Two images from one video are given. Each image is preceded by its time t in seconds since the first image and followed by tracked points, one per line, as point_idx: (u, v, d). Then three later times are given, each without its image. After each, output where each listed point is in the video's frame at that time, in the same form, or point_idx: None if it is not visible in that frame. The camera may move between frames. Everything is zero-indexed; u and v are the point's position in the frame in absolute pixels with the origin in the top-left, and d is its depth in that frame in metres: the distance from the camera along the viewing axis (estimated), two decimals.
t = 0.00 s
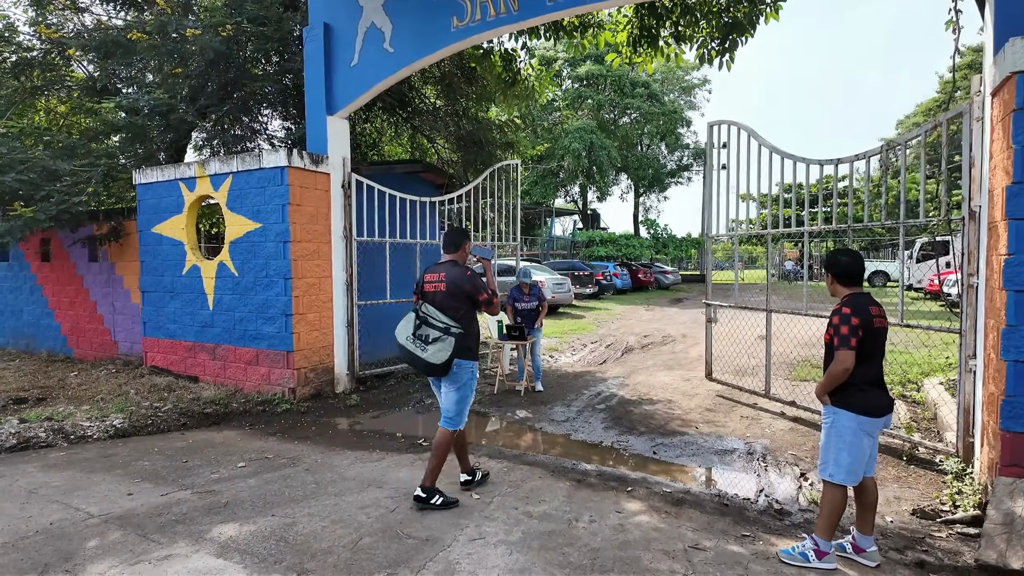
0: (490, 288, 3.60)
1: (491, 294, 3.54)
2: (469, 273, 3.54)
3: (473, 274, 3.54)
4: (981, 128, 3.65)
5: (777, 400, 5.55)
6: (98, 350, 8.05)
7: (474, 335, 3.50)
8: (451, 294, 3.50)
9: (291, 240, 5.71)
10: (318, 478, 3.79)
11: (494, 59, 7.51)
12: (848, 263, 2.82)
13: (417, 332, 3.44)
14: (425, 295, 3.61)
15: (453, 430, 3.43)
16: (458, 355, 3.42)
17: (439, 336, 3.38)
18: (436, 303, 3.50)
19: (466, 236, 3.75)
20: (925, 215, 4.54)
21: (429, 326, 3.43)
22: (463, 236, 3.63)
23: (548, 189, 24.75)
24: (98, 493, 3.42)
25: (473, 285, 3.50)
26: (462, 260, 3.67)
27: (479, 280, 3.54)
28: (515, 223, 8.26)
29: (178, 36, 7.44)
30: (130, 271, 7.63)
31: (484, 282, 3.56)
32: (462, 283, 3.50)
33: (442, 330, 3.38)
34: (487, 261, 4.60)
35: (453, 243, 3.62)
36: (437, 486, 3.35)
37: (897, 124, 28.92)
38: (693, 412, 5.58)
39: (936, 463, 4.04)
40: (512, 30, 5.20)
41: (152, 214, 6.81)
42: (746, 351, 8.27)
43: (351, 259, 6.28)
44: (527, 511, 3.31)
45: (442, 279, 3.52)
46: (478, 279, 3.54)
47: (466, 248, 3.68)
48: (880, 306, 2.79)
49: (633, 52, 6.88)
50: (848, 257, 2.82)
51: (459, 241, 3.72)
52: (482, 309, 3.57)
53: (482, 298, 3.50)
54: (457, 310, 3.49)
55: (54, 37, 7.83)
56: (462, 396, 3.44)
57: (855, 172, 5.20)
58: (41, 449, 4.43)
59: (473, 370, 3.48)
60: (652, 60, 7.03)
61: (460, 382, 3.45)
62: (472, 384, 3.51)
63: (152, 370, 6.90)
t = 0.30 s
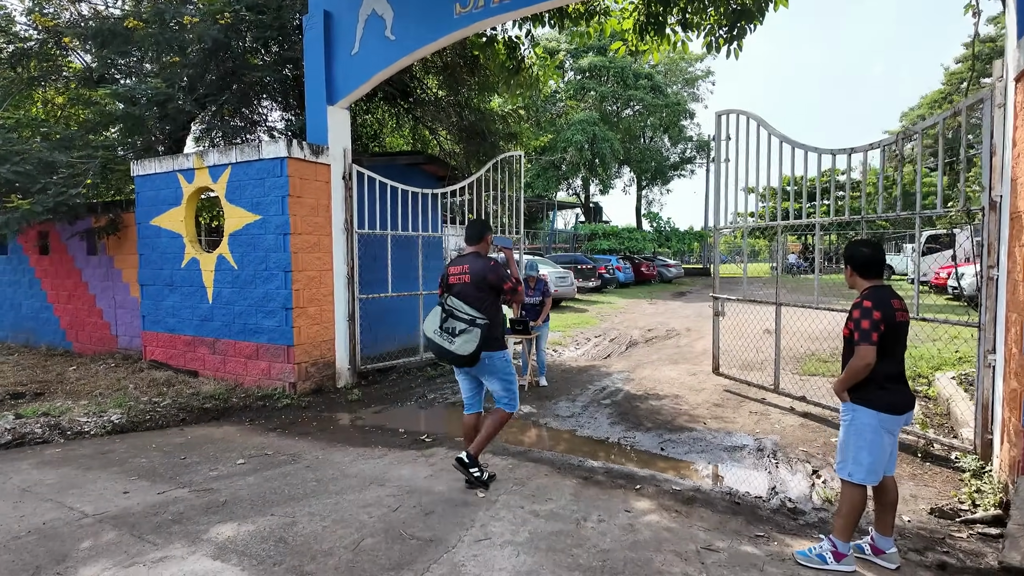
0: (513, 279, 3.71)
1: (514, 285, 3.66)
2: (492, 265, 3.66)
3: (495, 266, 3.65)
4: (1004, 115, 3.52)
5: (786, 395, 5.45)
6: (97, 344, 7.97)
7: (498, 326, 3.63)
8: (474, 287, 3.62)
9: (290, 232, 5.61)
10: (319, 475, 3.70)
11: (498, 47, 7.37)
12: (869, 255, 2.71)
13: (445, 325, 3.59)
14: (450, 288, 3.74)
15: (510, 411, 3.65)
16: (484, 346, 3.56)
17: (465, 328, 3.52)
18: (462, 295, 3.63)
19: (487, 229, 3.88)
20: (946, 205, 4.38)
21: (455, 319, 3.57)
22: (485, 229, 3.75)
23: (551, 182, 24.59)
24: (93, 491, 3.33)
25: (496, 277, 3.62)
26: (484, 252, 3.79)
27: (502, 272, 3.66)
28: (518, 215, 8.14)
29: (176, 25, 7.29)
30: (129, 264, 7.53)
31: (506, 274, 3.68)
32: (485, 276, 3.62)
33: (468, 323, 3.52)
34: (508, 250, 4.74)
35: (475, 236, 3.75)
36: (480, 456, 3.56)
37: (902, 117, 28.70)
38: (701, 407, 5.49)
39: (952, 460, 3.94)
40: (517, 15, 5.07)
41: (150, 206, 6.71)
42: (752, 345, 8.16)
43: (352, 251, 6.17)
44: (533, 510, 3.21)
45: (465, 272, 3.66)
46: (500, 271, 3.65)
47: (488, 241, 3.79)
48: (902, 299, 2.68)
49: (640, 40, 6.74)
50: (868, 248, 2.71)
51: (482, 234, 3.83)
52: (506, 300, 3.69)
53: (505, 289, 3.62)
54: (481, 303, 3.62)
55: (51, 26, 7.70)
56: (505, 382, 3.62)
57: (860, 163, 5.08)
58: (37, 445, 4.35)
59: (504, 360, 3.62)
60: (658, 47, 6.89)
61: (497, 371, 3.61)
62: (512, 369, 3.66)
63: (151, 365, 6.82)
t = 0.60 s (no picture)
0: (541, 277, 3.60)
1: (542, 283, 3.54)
2: (520, 263, 3.55)
3: (524, 263, 3.54)
4: None
5: (797, 395, 5.32)
6: (94, 341, 7.84)
7: (525, 325, 3.52)
8: (501, 284, 3.52)
9: (288, 227, 5.46)
10: (317, 479, 3.57)
11: (501, 36, 7.17)
12: (895, 250, 2.57)
13: (471, 322, 3.49)
14: (477, 285, 3.64)
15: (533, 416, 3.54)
16: (510, 345, 3.45)
17: (491, 326, 3.41)
18: (489, 293, 3.54)
19: (517, 226, 3.79)
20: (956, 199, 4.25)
21: (482, 316, 3.46)
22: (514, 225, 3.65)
23: (552, 176, 24.41)
24: (82, 497, 3.21)
25: (524, 275, 3.51)
26: (512, 250, 3.70)
27: (531, 270, 3.54)
28: (521, 210, 8.00)
29: (171, 15, 7.14)
30: (125, 260, 7.40)
31: (535, 272, 3.56)
32: (513, 273, 3.51)
33: (494, 321, 3.42)
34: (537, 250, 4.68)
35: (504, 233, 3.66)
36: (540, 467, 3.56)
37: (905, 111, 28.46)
38: (709, 406, 5.36)
39: (972, 463, 3.81)
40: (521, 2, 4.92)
41: (145, 200, 6.57)
42: (759, 343, 8.03)
43: (351, 247, 6.04)
44: (540, 517, 3.09)
45: (493, 269, 3.56)
46: (529, 268, 3.54)
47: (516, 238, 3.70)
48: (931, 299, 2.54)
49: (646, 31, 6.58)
50: (894, 243, 2.58)
51: (510, 231, 3.74)
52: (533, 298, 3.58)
53: (533, 288, 3.50)
54: (509, 301, 3.51)
55: (44, 16, 7.55)
56: (529, 383, 3.51)
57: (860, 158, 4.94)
58: (28, 447, 4.22)
59: (529, 360, 3.52)
60: (664, 37, 6.72)
61: (522, 371, 3.50)
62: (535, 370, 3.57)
63: (148, 362, 6.69)
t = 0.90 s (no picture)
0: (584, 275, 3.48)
1: (585, 282, 3.43)
2: (562, 261, 3.44)
3: (566, 261, 3.43)
4: None
5: (810, 394, 5.18)
6: (89, 338, 7.69)
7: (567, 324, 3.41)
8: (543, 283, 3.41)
9: (287, 222, 5.31)
10: (318, 484, 3.44)
11: (506, 26, 6.98)
12: (933, 245, 2.42)
13: (512, 322, 3.40)
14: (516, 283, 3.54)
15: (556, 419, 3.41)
16: (553, 345, 3.35)
17: (533, 326, 3.31)
18: (530, 292, 3.44)
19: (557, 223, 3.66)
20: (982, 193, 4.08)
21: (523, 316, 3.37)
22: (555, 222, 3.52)
23: (552, 172, 24.24)
24: (72, 504, 3.06)
25: (566, 273, 3.40)
26: (553, 246, 3.58)
27: (572, 268, 3.44)
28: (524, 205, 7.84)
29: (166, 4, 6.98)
30: (120, 256, 7.24)
31: (577, 270, 3.45)
32: (555, 271, 3.40)
33: (536, 320, 3.32)
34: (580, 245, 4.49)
35: (544, 230, 3.53)
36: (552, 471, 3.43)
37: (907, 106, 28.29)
38: (720, 406, 5.22)
39: (998, 467, 3.67)
40: None
41: (140, 195, 6.41)
42: (766, 340, 7.89)
43: (352, 242, 5.89)
44: (552, 525, 2.95)
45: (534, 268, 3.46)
46: (571, 266, 3.43)
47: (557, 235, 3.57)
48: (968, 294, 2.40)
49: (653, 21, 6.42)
50: (931, 238, 2.42)
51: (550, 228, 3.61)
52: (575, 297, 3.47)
53: (575, 286, 3.39)
54: (551, 300, 3.41)
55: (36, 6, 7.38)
56: (560, 385, 3.39)
57: (863, 153, 4.80)
58: (17, 450, 4.07)
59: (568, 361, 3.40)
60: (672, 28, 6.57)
61: (558, 372, 3.39)
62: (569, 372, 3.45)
63: (143, 361, 6.54)
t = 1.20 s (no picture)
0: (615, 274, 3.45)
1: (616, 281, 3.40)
2: (596, 259, 3.39)
3: (599, 259, 3.38)
4: None
5: (815, 393, 5.11)
6: (75, 336, 7.49)
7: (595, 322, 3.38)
8: (576, 279, 3.35)
9: (282, 218, 5.16)
10: (319, 489, 3.31)
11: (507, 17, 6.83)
12: (962, 243, 2.33)
13: (544, 317, 3.32)
14: (546, 279, 3.46)
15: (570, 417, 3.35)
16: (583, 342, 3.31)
17: (567, 322, 3.25)
18: (561, 288, 3.37)
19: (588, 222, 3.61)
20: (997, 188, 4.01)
21: (555, 312, 3.30)
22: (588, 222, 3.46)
23: (545, 168, 24.08)
24: (61, 513, 2.92)
25: (600, 272, 3.35)
26: (584, 245, 3.52)
27: (605, 267, 3.39)
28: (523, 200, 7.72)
29: None
30: (108, 252, 7.04)
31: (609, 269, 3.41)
32: (589, 269, 3.35)
33: (569, 317, 3.26)
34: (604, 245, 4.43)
35: (576, 228, 3.46)
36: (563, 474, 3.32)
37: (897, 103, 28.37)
38: (724, 405, 5.14)
39: (1012, 468, 3.61)
40: None
41: (129, 189, 6.22)
42: (765, 338, 7.82)
43: (348, 238, 5.74)
44: (564, 532, 2.84)
45: (567, 265, 3.39)
46: (604, 265, 3.39)
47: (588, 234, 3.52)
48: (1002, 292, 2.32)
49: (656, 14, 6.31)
50: (960, 235, 2.33)
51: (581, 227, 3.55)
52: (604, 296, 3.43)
53: (607, 286, 3.35)
54: (583, 297, 3.35)
55: None
56: (579, 384, 3.36)
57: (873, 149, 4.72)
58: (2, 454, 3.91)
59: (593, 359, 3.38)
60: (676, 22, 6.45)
61: (581, 370, 3.35)
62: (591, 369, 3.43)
63: (132, 360, 6.37)
